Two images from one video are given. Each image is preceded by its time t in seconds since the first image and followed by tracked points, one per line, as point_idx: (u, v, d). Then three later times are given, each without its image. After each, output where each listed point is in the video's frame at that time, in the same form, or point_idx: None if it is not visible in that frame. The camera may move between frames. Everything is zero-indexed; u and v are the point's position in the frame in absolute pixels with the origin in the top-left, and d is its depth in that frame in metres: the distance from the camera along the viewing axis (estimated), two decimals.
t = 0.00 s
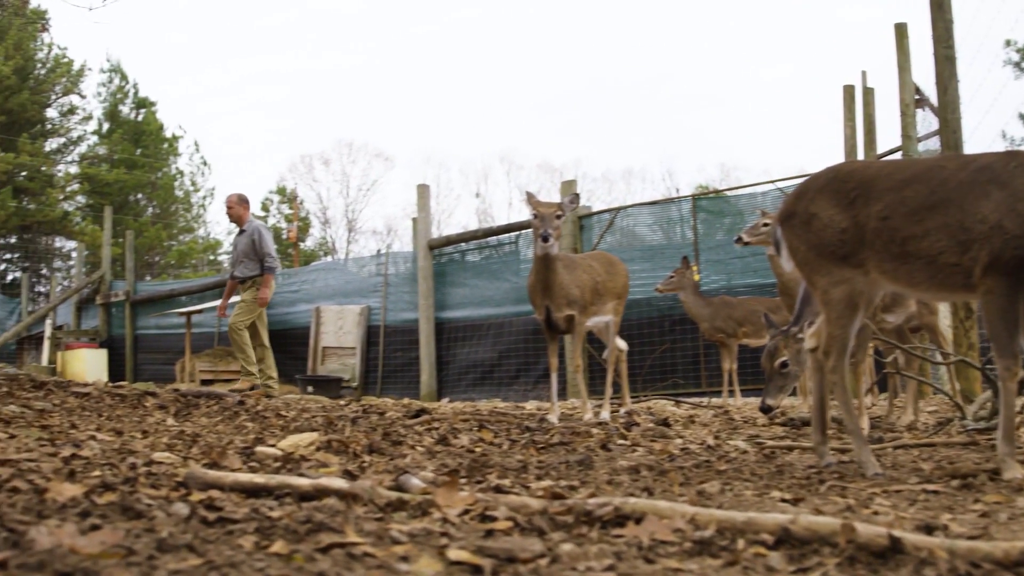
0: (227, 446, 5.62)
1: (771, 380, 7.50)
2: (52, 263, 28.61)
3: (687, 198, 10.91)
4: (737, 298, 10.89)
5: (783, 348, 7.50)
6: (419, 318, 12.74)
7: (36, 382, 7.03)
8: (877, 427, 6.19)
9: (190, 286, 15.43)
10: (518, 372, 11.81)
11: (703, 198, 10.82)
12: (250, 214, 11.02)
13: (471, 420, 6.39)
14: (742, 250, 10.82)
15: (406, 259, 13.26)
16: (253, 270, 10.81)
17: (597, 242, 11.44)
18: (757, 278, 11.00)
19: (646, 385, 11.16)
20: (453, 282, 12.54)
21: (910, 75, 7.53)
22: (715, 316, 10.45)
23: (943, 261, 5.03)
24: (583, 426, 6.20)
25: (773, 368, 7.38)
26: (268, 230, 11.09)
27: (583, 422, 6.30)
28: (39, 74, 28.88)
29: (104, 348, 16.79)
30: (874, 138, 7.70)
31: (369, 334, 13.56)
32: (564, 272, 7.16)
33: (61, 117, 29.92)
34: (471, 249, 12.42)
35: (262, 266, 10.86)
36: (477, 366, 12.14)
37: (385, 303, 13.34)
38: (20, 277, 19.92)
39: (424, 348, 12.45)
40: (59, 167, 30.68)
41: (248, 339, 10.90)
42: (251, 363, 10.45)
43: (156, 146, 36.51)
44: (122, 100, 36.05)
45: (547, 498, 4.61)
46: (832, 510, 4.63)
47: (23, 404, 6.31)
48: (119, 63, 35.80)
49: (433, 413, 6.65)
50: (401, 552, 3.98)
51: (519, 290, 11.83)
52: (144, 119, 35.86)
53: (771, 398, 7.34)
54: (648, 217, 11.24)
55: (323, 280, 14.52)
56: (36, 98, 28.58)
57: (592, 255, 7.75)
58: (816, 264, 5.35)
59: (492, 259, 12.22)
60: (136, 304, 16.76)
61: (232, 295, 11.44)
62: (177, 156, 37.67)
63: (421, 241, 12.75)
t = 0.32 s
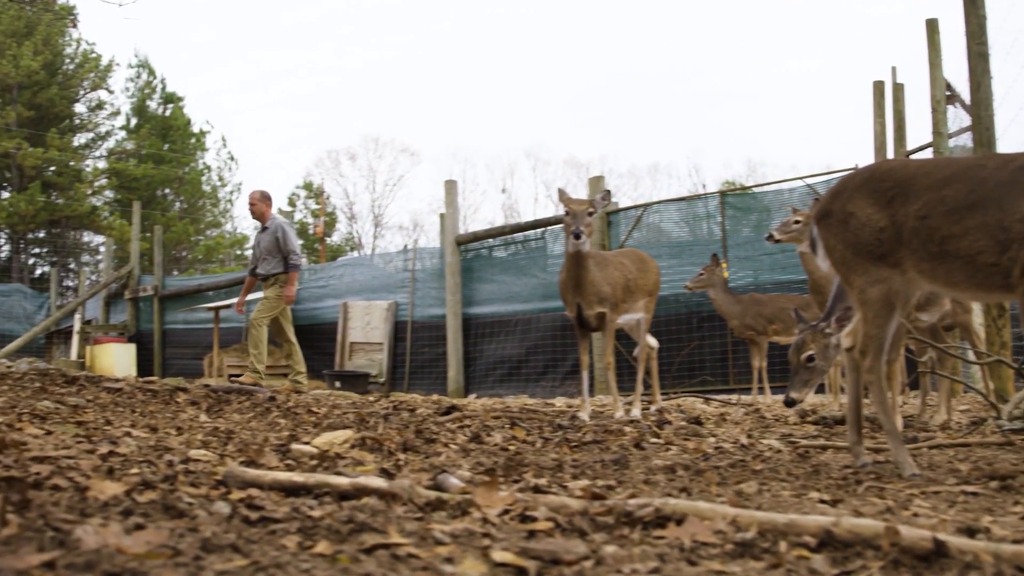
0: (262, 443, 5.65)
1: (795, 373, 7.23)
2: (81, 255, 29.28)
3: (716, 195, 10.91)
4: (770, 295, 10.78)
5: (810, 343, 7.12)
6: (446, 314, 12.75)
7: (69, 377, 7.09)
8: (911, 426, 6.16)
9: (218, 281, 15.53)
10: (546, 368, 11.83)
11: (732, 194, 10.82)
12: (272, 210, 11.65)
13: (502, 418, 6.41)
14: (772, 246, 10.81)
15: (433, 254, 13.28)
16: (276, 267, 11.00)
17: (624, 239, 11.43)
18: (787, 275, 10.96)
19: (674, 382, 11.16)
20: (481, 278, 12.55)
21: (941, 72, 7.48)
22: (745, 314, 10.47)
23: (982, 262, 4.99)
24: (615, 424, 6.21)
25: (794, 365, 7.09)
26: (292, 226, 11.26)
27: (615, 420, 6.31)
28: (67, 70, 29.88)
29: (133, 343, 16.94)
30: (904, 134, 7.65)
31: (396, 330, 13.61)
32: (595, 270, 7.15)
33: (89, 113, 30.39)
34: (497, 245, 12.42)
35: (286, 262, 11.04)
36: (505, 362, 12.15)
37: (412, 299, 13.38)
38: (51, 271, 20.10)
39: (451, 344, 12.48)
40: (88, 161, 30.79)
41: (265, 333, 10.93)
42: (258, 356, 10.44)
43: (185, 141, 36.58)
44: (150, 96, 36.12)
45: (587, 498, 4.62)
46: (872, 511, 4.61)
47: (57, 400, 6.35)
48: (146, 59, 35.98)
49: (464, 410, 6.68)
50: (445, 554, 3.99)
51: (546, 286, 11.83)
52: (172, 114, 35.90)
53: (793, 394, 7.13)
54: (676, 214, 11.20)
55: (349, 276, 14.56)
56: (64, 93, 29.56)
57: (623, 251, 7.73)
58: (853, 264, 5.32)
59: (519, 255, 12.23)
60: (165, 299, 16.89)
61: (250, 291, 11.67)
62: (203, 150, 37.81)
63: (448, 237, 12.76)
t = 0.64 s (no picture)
0: (293, 445, 5.67)
1: (821, 373, 6.97)
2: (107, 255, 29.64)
3: (742, 195, 10.89)
4: (794, 296, 10.87)
5: (836, 342, 6.89)
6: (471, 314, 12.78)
7: (96, 377, 7.11)
8: (940, 429, 6.14)
9: (244, 281, 15.60)
10: (571, 368, 11.79)
11: (757, 194, 10.83)
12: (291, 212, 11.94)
13: (530, 419, 6.42)
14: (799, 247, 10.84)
15: (457, 254, 13.32)
16: (296, 269, 11.07)
17: (648, 239, 11.45)
18: (813, 276, 11.00)
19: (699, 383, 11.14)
20: (507, 278, 12.56)
21: (969, 71, 7.43)
22: (771, 314, 10.48)
23: (1017, 265, 4.96)
24: (642, 426, 6.21)
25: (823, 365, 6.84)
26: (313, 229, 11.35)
27: (643, 422, 6.32)
28: (93, 70, 30.24)
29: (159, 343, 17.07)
30: (931, 134, 7.62)
31: (420, 330, 13.65)
32: (623, 271, 7.14)
33: (115, 113, 30.71)
34: (521, 246, 12.46)
35: (305, 264, 11.10)
36: (531, 363, 12.15)
37: (437, 299, 13.42)
38: (76, 270, 20.19)
39: (476, 345, 12.50)
40: (113, 161, 31.09)
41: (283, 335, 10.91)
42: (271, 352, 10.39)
43: (208, 140, 36.83)
44: (175, 95, 36.34)
45: (622, 503, 4.62)
46: (907, 516, 4.58)
47: (86, 400, 6.37)
48: (172, 60, 36.36)
49: (491, 411, 6.70)
50: (483, 558, 3.99)
51: (571, 286, 11.85)
52: (197, 114, 36.33)
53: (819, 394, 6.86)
54: (701, 214, 11.21)
55: (373, 276, 14.62)
56: (90, 93, 30.04)
57: (650, 253, 7.73)
58: (886, 267, 5.30)
59: (543, 255, 12.25)
60: (191, 299, 16.99)
61: (266, 292, 11.72)
62: (229, 151, 38.11)
63: (473, 238, 12.79)
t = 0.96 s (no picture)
0: (322, 446, 5.69)
1: (843, 370, 6.85)
2: (129, 254, 29.97)
3: (762, 194, 10.96)
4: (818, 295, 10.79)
5: (859, 340, 6.71)
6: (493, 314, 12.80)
7: (122, 378, 7.13)
8: (968, 429, 6.12)
9: (266, 282, 15.67)
10: (592, 368, 11.80)
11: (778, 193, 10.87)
12: (307, 213, 11.97)
13: (556, 420, 6.43)
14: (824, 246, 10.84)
15: (479, 253, 13.36)
16: (311, 271, 11.11)
17: (670, 239, 11.51)
18: (835, 275, 11.00)
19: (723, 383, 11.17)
20: (528, 278, 12.59)
21: (993, 70, 7.40)
22: (795, 314, 10.48)
23: None
24: (668, 427, 6.22)
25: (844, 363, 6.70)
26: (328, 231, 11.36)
27: (669, 422, 6.32)
28: (115, 71, 30.82)
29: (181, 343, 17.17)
30: (954, 133, 7.60)
31: (442, 329, 13.70)
32: (649, 272, 7.14)
33: (136, 114, 31.08)
34: (543, 245, 12.50)
35: (321, 266, 11.15)
36: (552, 362, 12.17)
37: (459, 299, 13.44)
38: (98, 271, 20.32)
39: (498, 345, 12.52)
40: (134, 161, 31.37)
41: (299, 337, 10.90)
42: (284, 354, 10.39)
43: (230, 141, 37.13)
44: (196, 96, 36.65)
45: (655, 506, 4.63)
46: (942, 518, 4.56)
47: (114, 401, 6.38)
48: (191, 60, 36.59)
49: (516, 412, 6.71)
50: (521, 563, 3.99)
51: (593, 286, 11.88)
52: (218, 115, 36.61)
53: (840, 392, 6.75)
54: (721, 213, 11.26)
55: (394, 276, 14.66)
56: (112, 94, 30.41)
57: (677, 254, 7.75)
58: (917, 268, 5.30)
59: (564, 254, 12.31)
60: (213, 300, 17.03)
61: (281, 294, 11.64)
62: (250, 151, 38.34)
63: (496, 238, 12.79)
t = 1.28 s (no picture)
0: (348, 447, 5.69)
1: (864, 365, 6.88)
2: (145, 254, 30.15)
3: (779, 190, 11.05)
4: (841, 292, 10.81)
5: (881, 336, 6.74)
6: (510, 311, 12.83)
7: (144, 379, 7.14)
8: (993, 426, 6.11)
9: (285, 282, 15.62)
10: (611, 365, 11.83)
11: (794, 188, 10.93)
12: (317, 211, 11.97)
13: (579, 419, 6.43)
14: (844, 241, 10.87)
15: (496, 251, 13.45)
16: (321, 270, 11.13)
17: (688, 235, 11.72)
18: (851, 270, 11.04)
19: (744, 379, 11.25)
20: (545, 275, 12.64)
21: (1013, 64, 7.38)
22: (816, 311, 10.49)
23: None
24: (692, 425, 6.23)
25: (865, 358, 6.75)
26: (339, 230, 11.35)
27: (692, 420, 6.33)
28: (131, 71, 31.10)
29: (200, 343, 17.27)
30: (974, 128, 7.58)
31: (459, 328, 13.76)
32: (670, 270, 7.16)
33: (153, 113, 31.25)
34: (560, 243, 12.59)
35: (331, 265, 11.15)
36: (570, 360, 12.20)
37: (477, 297, 13.54)
38: (116, 271, 20.42)
39: (516, 342, 12.55)
40: (150, 161, 31.50)
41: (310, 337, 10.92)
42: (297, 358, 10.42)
43: (246, 141, 37.10)
44: (211, 95, 36.67)
45: (687, 506, 4.64)
46: (973, 517, 4.56)
47: (138, 402, 6.39)
48: (207, 59, 36.61)
49: (538, 411, 6.71)
50: (556, 566, 3.99)
51: (612, 284, 11.98)
52: (234, 114, 36.65)
53: (862, 386, 6.78)
54: (738, 209, 11.37)
55: (412, 274, 14.74)
56: (129, 94, 30.55)
57: (697, 251, 7.78)
58: (944, 265, 5.29)
59: (581, 252, 12.39)
60: (230, 299, 17.09)
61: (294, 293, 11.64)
62: (265, 150, 38.42)
63: (512, 236, 12.76)
